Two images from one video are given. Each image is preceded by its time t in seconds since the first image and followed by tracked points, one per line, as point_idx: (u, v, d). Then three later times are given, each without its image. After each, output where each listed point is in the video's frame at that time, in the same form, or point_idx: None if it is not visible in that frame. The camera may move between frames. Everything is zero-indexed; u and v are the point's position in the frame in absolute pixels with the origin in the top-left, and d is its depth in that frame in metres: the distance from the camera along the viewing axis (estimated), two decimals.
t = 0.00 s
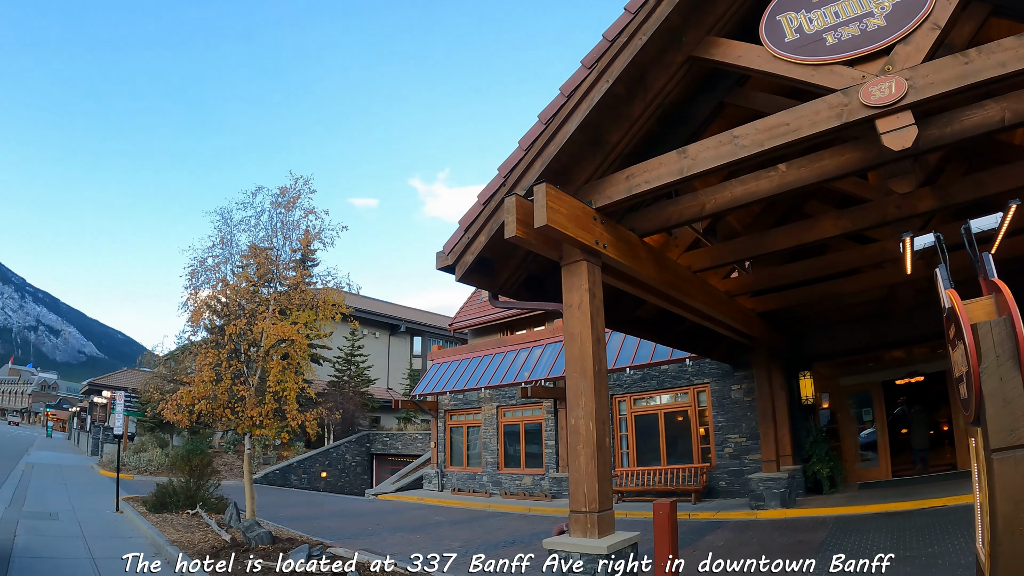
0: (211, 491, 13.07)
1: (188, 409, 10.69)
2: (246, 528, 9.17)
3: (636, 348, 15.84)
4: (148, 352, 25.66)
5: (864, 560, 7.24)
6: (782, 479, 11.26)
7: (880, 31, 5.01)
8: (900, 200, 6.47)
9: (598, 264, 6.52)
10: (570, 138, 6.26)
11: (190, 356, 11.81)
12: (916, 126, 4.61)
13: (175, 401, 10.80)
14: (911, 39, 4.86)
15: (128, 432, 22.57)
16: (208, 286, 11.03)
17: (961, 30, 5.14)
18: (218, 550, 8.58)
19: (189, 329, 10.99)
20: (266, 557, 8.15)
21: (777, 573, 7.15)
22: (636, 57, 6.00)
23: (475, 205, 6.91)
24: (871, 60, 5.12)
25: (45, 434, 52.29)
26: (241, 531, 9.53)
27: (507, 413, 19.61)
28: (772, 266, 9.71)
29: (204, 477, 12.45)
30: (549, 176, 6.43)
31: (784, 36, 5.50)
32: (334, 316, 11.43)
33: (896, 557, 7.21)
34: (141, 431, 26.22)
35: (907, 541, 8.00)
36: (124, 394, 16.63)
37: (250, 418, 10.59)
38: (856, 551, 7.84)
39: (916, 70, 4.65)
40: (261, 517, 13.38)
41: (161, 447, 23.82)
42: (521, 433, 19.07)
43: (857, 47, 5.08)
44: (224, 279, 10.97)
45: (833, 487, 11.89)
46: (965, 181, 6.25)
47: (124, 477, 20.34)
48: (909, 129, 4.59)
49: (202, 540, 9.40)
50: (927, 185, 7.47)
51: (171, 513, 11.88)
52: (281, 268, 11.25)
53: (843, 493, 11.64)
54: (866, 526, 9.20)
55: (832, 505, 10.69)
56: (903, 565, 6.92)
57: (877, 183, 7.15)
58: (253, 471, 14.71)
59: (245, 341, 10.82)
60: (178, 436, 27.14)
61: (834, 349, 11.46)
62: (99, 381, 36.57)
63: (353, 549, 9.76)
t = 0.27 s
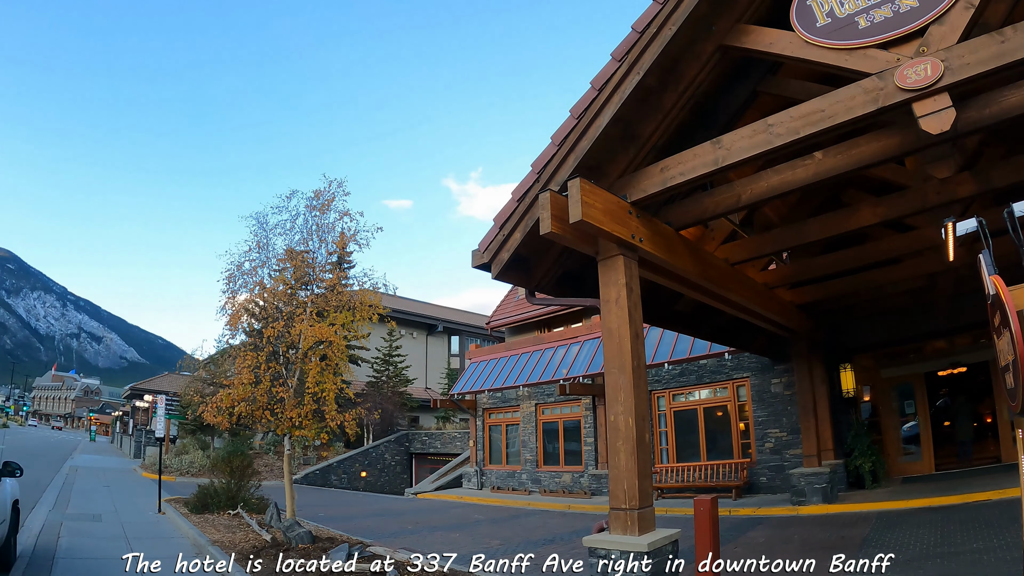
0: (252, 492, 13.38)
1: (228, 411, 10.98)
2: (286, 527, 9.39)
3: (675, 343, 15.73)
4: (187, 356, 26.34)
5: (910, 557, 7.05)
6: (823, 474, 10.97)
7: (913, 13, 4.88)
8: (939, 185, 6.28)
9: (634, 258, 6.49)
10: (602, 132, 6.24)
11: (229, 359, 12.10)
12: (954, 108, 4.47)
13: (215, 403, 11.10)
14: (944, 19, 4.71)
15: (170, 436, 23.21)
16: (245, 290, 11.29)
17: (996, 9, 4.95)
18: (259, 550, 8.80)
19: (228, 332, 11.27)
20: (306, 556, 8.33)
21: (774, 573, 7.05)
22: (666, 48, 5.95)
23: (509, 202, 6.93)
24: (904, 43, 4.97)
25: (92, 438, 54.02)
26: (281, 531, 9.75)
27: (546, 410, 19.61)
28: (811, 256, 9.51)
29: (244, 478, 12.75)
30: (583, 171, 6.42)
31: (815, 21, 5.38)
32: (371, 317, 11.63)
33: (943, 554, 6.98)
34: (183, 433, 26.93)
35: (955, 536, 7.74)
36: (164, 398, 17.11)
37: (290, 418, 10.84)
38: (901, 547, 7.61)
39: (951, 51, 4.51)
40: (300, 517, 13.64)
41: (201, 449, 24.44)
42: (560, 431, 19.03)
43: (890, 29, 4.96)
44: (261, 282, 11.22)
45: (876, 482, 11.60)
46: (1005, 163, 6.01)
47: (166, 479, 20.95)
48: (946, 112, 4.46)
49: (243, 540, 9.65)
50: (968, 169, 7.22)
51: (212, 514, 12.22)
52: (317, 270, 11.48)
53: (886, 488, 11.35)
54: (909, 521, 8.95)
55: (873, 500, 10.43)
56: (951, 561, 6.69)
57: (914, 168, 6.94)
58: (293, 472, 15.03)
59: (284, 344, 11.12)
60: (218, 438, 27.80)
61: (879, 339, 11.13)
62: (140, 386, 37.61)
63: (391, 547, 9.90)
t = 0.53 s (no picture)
0: (305, 495, 13.71)
1: (279, 417, 11.28)
2: (338, 530, 9.59)
3: (724, 339, 15.51)
4: (239, 363, 27.20)
5: (970, 555, 6.75)
6: (879, 469, 10.59)
7: None
8: (987, 167, 6.04)
9: (680, 252, 6.40)
10: (643, 126, 6.18)
11: (280, 365, 12.42)
12: (1001, 85, 4.27)
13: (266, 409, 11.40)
14: None
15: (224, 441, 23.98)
16: (293, 297, 11.58)
17: None
18: (312, 552, 9.03)
19: (279, 338, 11.59)
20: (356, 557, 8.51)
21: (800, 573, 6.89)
22: (703, 37, 5.86)
23: (551, 201, 6.92)
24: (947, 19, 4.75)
25: (150, 445, 55.90)
26: (332, 533, 9.96)
27: (596, 409, 19.51)
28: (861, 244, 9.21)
29: (296, 481, 13.07)
30: (625, 166, 6.38)
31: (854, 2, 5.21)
32: (419, 320, 11.79)
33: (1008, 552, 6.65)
34: (238, 438, 27.79)
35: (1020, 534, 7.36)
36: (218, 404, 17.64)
37: (340, 422, 11.05)
38: (963, 545, 7.29)
39: (996, 25, 4.30)
40: (352, 519, 13.89)
41: (255, 454, 25.19)
42: (611, 430, 18.90)
43: (930, 5, 4.73)
44: (308, 289, 11.50)
45: (932, 477, 11.20)
46: None
47: (221, 483, 21.67)
48: (994, 90, 4.26)
49: (295, 542, 9.90)
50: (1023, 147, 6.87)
51: (266, 516, 12.56)
52: (364, 275, 11.72)
53: (943, 483, 10.93)
54: (968, 517, 8.57)
55: (931, 496, 10.02)
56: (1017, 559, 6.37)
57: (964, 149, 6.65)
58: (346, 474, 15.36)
59: (333, 349, 11.35)
60: (270, 443, 28.57)
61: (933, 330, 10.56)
62: (195, 393, 38.95)
63: (442, 548, 10.00)
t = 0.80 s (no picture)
0: (346, 499, 13.91)
1: (319, 421, 11.46)
2: (378, 533, 9.71)
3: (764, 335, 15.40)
4: (280, 369, 27.79)
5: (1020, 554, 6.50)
6: (923, 465, 10.38)
7: None
8: None
9: (716, 248, 6.32)
10: (674, 121, 6.14)
11: (319, 370, 12.64)
12: None
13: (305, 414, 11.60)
14: None
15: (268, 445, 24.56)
16: (331, 303, 11.79)
17: None
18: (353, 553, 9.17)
19: (318, 343, 11.82)
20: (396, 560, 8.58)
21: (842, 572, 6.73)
22: (731, 29, 5.79)
23: (584, 200, 6.92)
24: None
25: (195, 451, 57.29)
26: (373, 536, 10.09)
27: (636, 408, 19.36)
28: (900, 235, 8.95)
29: (337, 485, 13.28)
30: (657, 163, 6.36)
31: None
32: (456, 322, 11.87)
33: None
34: (280, 443, 28.35)
35: None
36: (260, 410, 18.00)
37: (380, 426, 11.16)
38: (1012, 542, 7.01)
39: None
40: (394, 522, 14.04)
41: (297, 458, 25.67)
42: (651, 429, 18.73)
43: None
44: (346, 294, 11.69)
45: (978, 472, 10.85)
46: None
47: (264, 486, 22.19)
48: None
49: (336, 545, 10.06)
50: None
51: (308, 519, 12.78)
52: (402, 279, 11.87)
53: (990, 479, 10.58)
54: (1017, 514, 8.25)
55: (976, 492, 9.68)
56: None
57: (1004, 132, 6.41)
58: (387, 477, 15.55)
59: (372, 353, 11.51)
60: (312, 447, 29.10)
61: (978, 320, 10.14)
62: (238, 399, 39.86)
63: (482, 550, 10.05)
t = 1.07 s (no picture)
0: (379, 501, 14.02)
1: (351, 424, 11.58)
2: (411, 534, 9.76)
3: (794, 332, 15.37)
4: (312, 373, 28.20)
5: None
6: (958, 462, 10.23)
7: None
8: None
9: (744, 245, 6.27)
10: (698, 118, 6.12)
11: (350, 374, 12.79)
12: None
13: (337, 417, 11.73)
14: None
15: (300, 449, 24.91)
16: (360, 307, 11.95)
17: None
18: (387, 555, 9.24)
19: (349, 347, 11.98)
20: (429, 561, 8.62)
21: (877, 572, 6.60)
22: (753, 23, 5.74)
23: (611, 200, 6.95)
24: None
25: (229, 455, 58.29)
26: (405, 538, 10.14)
27: (667, 408, 19.23)
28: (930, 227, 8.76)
29: (369, 488, 13.40)
30: (682, 161, 6.33)
31: None
32: (486, 325, 11.95)
33: None
34: (312, 447, 28.73)
35: None
36: (290, 414, 18.22)
37: (411, 429, 11.25)
38: None
39: None
40: (425, 524, 14.11)
41: (329, 461, 25.99)
42: (682, 428, 18.61)
43: None
44: (376, 299, 11.82)
45: (1015, 468, 10.52)
46: None
47: (298, 489, 22.51)
48: None
49: (369, 547, 10.14)
50: None
51: (341, 522, 12.90)
52: (431, 282, 11.96)
53: None
54: None
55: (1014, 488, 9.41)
56: None
57: None
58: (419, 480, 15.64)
59: (403, 356, 11.65)
60: (343, 450, 29.43)
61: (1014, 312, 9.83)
62: (271, 403, 40.52)
63: (514, 551, 10.05)
